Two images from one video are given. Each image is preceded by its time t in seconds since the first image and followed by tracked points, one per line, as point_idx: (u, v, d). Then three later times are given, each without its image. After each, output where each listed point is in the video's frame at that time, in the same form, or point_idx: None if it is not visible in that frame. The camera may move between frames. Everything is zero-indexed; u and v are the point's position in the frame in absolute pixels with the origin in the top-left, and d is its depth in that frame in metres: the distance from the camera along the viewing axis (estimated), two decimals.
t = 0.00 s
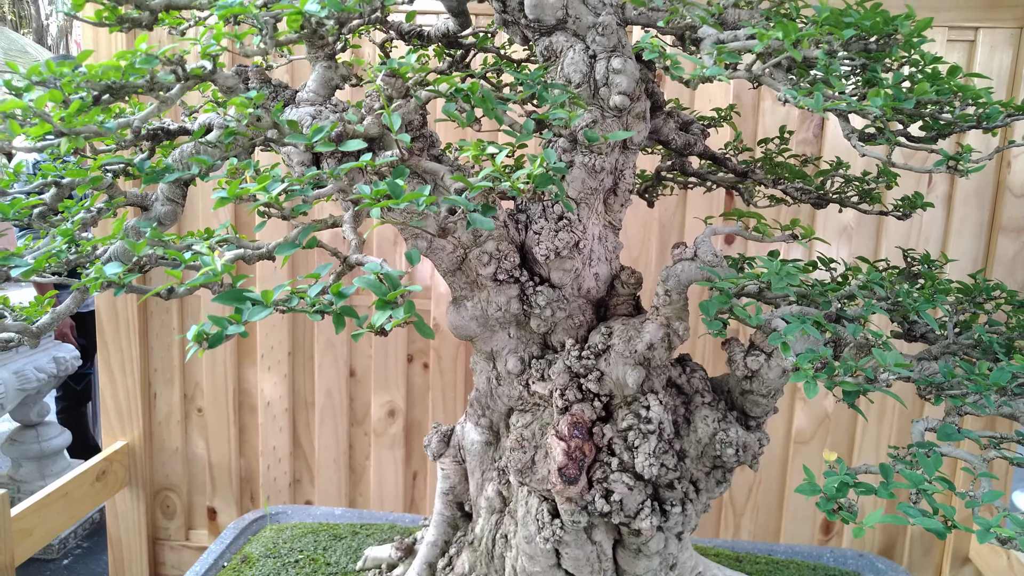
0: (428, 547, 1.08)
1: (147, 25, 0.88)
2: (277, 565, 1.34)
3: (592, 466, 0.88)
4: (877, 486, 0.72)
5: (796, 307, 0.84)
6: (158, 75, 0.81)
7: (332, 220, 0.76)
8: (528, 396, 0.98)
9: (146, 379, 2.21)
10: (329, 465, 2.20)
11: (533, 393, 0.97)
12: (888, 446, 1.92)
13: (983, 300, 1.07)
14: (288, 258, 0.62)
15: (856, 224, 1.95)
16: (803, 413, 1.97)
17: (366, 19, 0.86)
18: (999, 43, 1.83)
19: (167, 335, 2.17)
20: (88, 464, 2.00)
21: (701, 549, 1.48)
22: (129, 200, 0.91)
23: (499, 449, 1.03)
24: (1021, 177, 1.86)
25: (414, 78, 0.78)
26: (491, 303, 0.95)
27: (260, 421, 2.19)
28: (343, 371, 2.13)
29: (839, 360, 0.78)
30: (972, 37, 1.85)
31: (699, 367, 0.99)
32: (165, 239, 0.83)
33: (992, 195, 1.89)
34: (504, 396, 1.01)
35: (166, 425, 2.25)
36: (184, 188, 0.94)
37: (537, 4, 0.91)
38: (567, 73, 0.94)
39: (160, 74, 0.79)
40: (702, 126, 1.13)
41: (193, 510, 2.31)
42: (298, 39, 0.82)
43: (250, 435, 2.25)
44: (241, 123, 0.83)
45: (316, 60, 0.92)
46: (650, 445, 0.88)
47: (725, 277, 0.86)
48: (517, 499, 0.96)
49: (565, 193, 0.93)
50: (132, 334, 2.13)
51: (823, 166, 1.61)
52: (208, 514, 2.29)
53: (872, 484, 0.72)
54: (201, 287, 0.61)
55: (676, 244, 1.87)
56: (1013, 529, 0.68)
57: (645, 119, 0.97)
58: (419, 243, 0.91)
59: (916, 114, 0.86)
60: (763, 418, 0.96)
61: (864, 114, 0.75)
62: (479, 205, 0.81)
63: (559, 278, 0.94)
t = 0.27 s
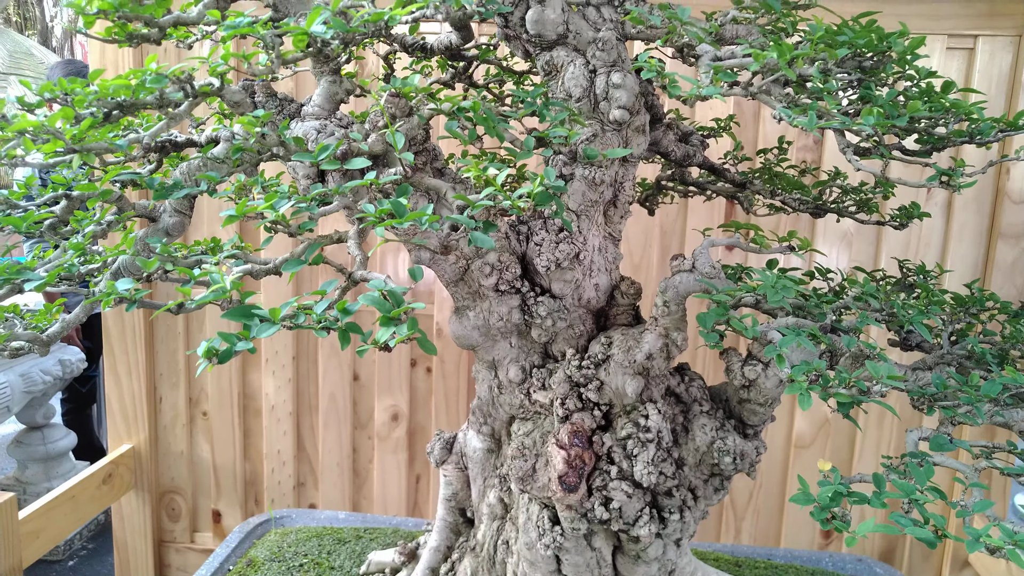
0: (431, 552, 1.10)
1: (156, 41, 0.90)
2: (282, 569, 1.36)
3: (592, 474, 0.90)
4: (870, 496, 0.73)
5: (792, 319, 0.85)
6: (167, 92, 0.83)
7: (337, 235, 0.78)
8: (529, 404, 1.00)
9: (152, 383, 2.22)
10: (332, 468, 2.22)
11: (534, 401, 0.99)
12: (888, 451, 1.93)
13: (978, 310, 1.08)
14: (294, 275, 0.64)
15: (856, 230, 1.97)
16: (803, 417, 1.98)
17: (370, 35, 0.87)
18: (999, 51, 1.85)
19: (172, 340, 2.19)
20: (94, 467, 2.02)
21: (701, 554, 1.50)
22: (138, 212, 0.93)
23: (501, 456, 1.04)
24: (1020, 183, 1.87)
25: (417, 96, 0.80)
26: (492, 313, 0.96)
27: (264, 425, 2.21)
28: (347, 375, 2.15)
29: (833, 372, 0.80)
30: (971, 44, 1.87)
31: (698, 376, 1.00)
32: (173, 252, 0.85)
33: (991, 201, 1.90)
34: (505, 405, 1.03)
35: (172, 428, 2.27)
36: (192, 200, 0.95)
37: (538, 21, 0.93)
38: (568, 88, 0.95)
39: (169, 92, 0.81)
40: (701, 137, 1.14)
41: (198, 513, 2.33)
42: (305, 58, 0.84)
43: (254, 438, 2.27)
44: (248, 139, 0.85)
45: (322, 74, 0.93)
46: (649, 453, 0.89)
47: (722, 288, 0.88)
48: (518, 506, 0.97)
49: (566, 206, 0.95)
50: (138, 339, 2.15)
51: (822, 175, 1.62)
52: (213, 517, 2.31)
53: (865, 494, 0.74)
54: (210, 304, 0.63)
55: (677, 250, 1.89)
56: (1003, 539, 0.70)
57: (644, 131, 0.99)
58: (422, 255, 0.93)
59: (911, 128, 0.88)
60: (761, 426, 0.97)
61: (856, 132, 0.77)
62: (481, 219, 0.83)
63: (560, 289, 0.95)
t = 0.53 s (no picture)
0: (430, 555, 1.11)
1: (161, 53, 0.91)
2: (284, 570, 1.38)
3: (588, 479, 0.92)
4: (858, 501, 0.75)
5: (784, 328, 0.87)
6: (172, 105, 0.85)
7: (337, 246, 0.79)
8: (526, 410, 1.01)
9: (156, 385, 2.25)
10: (334, 470, 2.24)
11: (531, 407, 1.01)
12: (887, 454, 1.94)
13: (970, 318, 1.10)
14: (295, 287, 0.65)
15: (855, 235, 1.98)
16: (802, 420, 2.00)
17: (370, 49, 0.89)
18: (996, 57, 1.86)
19: (176, 342, 2.21)
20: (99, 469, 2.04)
21: (698, 557, 1.52)
22: (144, 222, 0.95)
23: (499, 461, 1.06)
24: (1018, 188, 1.87)
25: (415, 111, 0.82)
26: (490, 320, 0.98)
27: (268, 427, 2.23)
28: (349, 378, 2.17)
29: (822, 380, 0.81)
30: (969, 51, 1.88)
31: (692, 383, 1.02)
32: (178, 262, 0.87)
33: (989, 206, 1.91)
34: (503, 410, 1.04)
35: (176, 430, 2.29)
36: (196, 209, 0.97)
37: (535, 34, 0.94)
38: (565, 99, 0.97)
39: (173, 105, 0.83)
40: (697, 146, 1.16)
41: (202, 514, 2.35)
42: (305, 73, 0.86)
43: (257, 440, 2.29)
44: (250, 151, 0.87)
45: (323, 86, 0.95)
46: (643, 459, 0.91)
47: (715, 297, 0.90)
48: (515, 510, 0.99)
49: (562, 215, 0.96)
50: (143, 342, 2.17)
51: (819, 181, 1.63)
52: (217, 518, 2.33)
53: (852, 500, 0.76)
54: (213, 316, 0.65)
55: (676, 254, 1.90)
56: (987, 544, 0.71)
57: (640, 142, 1.00)
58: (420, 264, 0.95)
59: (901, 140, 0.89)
60: (754, 432, 0.99)
61: (843, 147, 0.79)
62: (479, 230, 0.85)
63: (557, 297, 0.97)
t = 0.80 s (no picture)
0: (428, 555, 1.14)
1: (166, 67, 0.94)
2: (285, 570, 1.41)
3: (580, 482, 0.94)
4: (841, 504, 0.77)
5: (771, 335, 0.89)
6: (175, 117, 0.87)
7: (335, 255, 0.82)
8: (521, 414, 1.04)
9: (160, 387, 2.27)
10: (336, 471, 2.27)
11: (526, 411, 1.03)
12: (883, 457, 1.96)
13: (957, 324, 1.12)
14: (293, 297, 0.68)
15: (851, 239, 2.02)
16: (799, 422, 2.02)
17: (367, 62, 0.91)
18: (990, 63, 1.88)
19: (180, 345, 2.24)
20: (103, 470, 2.07)
21: (693, 558, 1.54)
22: (148, 230, 0.98)
23: (494, 463, 1.08)
24: (1013, 194, 1.88)
25: (409, 124, 0.84)
26: (486, 326, 1.01)
27: (270, 428, 2.25)
28: (350, 379, 2.19)
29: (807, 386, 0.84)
30: (963, 57, 1.90)
31: (684, 387, 1.04)
32: (181, 270, 0.89)
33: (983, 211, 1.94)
34: (499, 414, 1.06)
35: (179, 431, 2.32)
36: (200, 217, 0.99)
37: (530, 46, 0.96)
38: (559, 110, 0.99)
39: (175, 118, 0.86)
40: (690, 154, 1.18)
41: (205, 514, 2.38)
42: (305, 86, 0.91)
43: (260, 441, 2.32)
44: (251, 162, 0.89)
45: (323, 98, 0.97)
46: (635, 462, 0.93)
47: (704, 305, 0.92)
48: (511, 512, 1.01)
49: (556, 224, 0.99)
50: (147, 343, 2.20)
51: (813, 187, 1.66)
52: (220, 518, 2.35)
53: (836, 502, 0.78)
54: (216, 326, 0.67)
55: (674, 258, 1.93)
56: (964, 546, 0.74)
57: (634, 151, 1.03)
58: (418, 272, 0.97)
59: (886, 152, 0.91)
60: (745, 436, 1.01)
61: (826, 159, 0.81)
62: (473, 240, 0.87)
63: (551, 303, 0.99)
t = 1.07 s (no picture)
0: (426, 553, 1.16)
1: (170, 74, 0.96)
2: (288, 568, 1.43)
3: (575, 481, 0.96)
4: (827, 503, 0.79)
5: (761, 338, 0.91)
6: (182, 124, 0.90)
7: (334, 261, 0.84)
8: (518, 414, 1.06)
9: (164, 388, 2.30)
10: (338, 471, 2.29)
11: (522, 412, 1.05)
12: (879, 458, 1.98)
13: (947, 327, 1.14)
14: (294, 301, 0.70)
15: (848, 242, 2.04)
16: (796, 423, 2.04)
17: (369, 71, 0.94)
18: (985, 68, 1.90)
19: (184, 346, 2.26)
20: (108, 469, 2.10)
21: (688, 556, 1.56)
22: (153, 235, 1.00)
23: (492, 463, 1.11)
24: (1007, 197, 1.91)
25: (406, 134, 0.87)
26: (484, 328, 1.03)
27: (273, 428, 2.28)
28: (352, 380, 2.22)
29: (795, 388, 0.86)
30: (959, 61, 1.92)
31: (678, 389, 1.06)
32: (185, 274, 0.92)
33: (979, 214, 1.96)
34: (496, 415, 1.09)
35: (183, 431, 2.34)
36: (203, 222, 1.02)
37: (527, 55, 0.98)
38: (555, 118, 1.01)
39: (181, 126, 0.88)
40: (685, 159, 1.20)
41: (209, 513, 2.40)
42: (306, 95, 0.94)
43: (263, 442, 2.34)
44: (254, 169, 0.92)
45: (324, 106, 0.99)
46: (628, 462, 0.95)
47: (696, 308, 0.94)
48: (507, 511, 1.04)
49: (552, 229, 1.01)
50: (151, 345, 2.23)
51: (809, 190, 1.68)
52: (223, 517, 2.38)
53: (822, 501, 0.80)
54: (218, 329, 0.70)
55: (672, 261, 1.95)
56: (947, 543, 0.76)
57: (628, 158, 1.05)
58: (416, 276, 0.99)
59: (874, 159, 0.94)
60: (737, 436, 1.03)
61: (814, 167, 0.83)
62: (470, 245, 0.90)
63: (547, 306, 1.02)
